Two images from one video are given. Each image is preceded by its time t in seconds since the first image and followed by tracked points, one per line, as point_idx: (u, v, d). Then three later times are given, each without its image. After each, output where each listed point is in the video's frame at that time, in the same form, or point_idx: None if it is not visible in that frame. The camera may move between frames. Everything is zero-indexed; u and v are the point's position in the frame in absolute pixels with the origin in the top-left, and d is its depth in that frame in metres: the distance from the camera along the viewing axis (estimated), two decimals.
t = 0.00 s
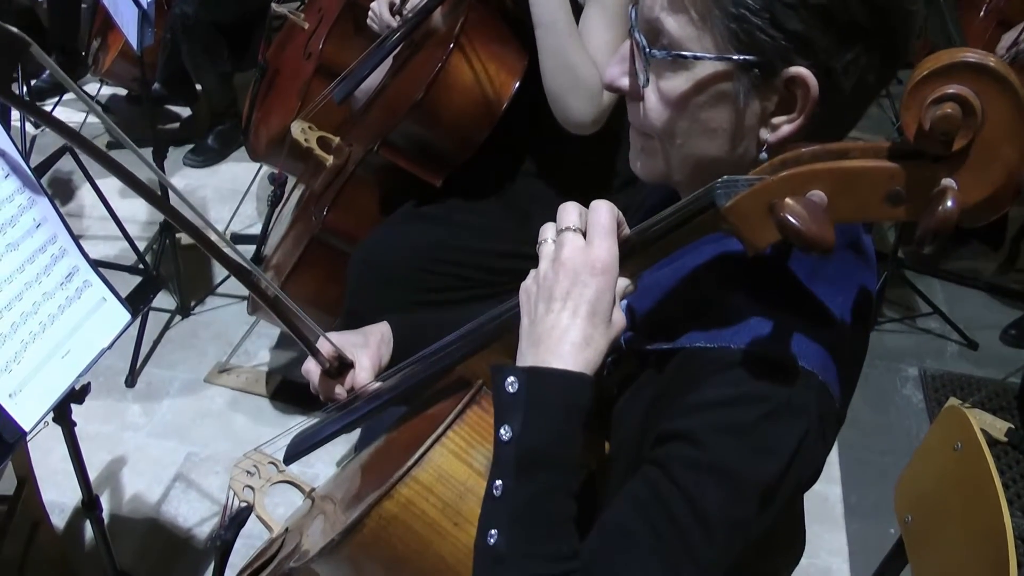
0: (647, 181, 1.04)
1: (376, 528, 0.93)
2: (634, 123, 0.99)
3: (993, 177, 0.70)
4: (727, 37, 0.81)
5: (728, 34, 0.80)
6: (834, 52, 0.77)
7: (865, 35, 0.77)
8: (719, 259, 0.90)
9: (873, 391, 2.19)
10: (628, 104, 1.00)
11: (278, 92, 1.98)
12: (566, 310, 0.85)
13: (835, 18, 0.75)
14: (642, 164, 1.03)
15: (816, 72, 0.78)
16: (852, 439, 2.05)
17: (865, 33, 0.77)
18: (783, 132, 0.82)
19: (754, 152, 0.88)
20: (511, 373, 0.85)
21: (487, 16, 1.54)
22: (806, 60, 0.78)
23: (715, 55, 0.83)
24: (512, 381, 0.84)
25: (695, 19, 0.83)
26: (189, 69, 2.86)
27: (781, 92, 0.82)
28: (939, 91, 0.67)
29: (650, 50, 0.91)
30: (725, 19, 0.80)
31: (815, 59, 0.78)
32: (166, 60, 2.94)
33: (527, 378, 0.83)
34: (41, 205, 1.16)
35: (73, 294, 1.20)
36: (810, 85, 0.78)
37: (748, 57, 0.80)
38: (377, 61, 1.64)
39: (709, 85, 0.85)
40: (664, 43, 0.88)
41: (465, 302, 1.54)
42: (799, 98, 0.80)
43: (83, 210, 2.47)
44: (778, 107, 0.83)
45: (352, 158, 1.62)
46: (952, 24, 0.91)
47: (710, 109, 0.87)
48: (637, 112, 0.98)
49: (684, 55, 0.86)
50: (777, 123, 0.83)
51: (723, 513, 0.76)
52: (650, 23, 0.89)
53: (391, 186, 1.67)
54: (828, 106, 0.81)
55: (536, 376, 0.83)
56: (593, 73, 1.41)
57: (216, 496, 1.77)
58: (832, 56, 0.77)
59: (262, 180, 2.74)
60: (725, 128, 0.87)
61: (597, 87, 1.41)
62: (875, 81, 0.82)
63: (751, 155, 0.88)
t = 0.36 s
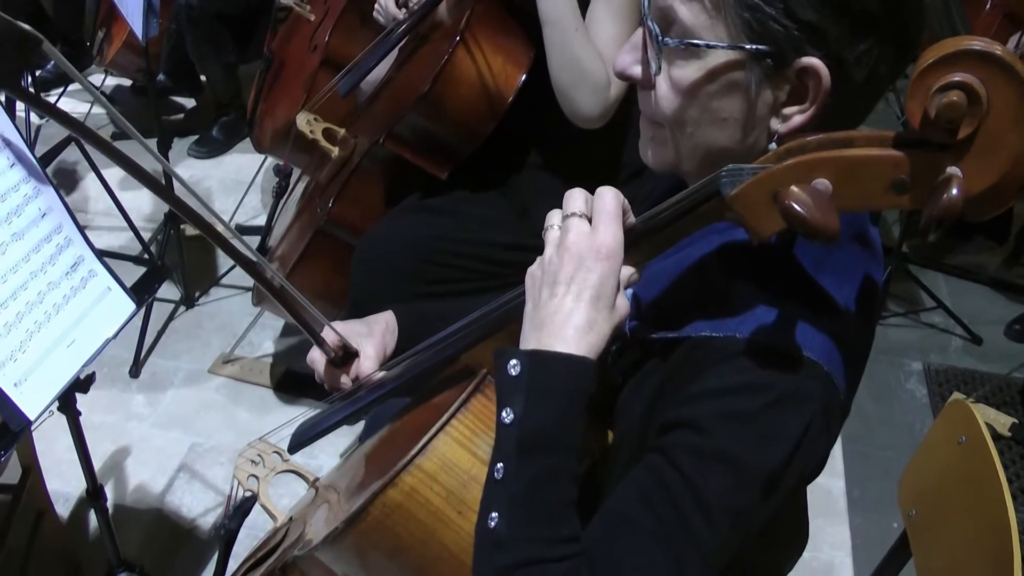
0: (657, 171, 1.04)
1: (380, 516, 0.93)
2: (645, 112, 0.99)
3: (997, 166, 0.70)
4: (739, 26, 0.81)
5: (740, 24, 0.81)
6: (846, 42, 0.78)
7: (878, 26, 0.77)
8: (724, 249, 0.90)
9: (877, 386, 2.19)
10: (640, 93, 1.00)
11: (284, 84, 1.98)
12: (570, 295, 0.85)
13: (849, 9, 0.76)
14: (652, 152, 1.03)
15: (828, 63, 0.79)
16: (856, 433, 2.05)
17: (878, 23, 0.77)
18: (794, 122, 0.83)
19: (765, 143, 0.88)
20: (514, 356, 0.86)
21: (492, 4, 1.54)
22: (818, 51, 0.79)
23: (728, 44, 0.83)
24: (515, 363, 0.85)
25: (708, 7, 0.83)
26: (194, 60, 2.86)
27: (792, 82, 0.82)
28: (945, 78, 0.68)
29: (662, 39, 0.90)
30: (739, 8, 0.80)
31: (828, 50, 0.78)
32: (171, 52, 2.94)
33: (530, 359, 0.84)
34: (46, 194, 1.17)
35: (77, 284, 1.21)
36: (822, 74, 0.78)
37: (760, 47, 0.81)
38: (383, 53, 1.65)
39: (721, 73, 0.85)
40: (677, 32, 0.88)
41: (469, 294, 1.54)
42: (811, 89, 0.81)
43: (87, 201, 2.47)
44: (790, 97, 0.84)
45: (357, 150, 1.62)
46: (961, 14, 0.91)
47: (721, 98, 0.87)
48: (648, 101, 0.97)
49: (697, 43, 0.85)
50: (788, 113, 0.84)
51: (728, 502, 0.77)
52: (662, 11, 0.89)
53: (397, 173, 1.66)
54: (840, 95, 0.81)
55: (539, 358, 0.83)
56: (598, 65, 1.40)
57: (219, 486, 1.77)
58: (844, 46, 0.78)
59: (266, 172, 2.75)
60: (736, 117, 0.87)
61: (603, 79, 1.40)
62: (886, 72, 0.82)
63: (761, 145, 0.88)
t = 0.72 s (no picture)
0: (664, 168, 1.03)
1: (388, 512, 0.93)
2: (651, 110, 0.98)
3: (1010, 162, 0.69)
4: (744, 22, 0.81)
5: (745, 19, 0.80)
6: (853, 38, 0.77)
7: (881, 20, 0.76)
8: (734, 246, 0.89)
9: (883, 381, 2.19)
10: (646, 91, 0.99)
11: (290, 77, 1.98)
12: (579, 292, 0.85)
13: (852, 4, 0.75)
14: (660, 150, 1.02)
15: (834, 58, 0.78)
16: (862, 429, 2.04)
17: (881, 17, 0.76)
18: (801, 118, 0.83)
19: (772, 139, 0.88)
20: (524, 355, 0.86)
21: None
22: (823, 46, 0.78)
23: (733, 41, 0.82)
24: (524, 361, 0.85)
25: (712, 3, 0.82)
26: (199, 53, 2.86)
27: (799, 78, 0.82)
28: (958, 75, 0.67)
29: (666, 37, 0.90)
30: (742, 5, 0.79)
31: (833, 45, 0.78)
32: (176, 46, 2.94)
33: (540, 358, 0.84)
34: (53, 188, 1.17)
35: (84, 277, 1.21)
36: (828, 69, 0.78)
37: (765, 43, 0.80)
38: (389, 48, 1.65)
39: (727, 70, 0.84)
40: (682, 29, 0.88)
41: (475, 288, 1.54)
42: (817, 84, 0.80)
43: (93, 194, 2.48)
44: (796, 93, 0.83)
45: (364, 144, 1.63)
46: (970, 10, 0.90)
47: (727, 94, 0.87)
48: (654, 99, 0.97)
49: (701, 41, 0.85)
50: (795, 109, 0.83)
51: (738, 500, 0.77)
52: (667, 9, 0.88)
53: (403, 169, 1.66)
54: (848, 90, 0.81)
55: (550, 356, 0.83)
56: (604, 60, 1.40)
57: (226, 480, 1.77)
58: (850, 41, 0.77)
59: (272, 165, 2.74)
60: (742, 113, 0.87)
61: (610, 74, 1.40)
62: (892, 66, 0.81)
63: (769, 141, 0.88)
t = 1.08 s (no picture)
0: (678, 162, 1.03)
1: (394, 508, 0.93)
2: (667, 103, 0.98)
3: (1020, 154, 0.69)
4: (765, 16, 0.81)
5: (766, 14, 0.80)
6: (873, 34, 0.78)
7: (902, 16, 0.76)
8: (743, 241, 0.89)
9: (889, 376, 2.19)
10: (661, 83, 0.99)
11: (296, 74, 1.98)
12: (585, 288, 0.85)
13: None
14: (673, 144, 1.02)
15: (854, 54, 0.79)
16: (868, 425, 2.04)
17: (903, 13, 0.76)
18: (817, 113, 0.83)
19: (787, 134, 0.89)
20: (530, 349, 0.86)
21: None
22: (844, 41, 0.79)
23: (753, 35, 0.82)
24: (531, 357, 0.85)
25: None
26: (205, 49, 2.86)
27: (818, 73, 0.82)
28: (965, 67, 0.67)
29: (686, 29, 0.90)
30: None
31: (854, 40, 0.79)
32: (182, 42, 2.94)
33: (546, 353, 0.84)
34: (59, 185, 1.18)
35: (90, 274, 1.21)
36: (847, 66, 0.79)
37: (786, 37, 0.80)
38: (394, 44, 1.65)
39: (746, 64, 0.85)
40: (702, 21, 0.87)
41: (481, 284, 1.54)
42: (836, 80, 0.81)
43: (99, 190, 2.48)
44: (814, 88, 0.84)
45: (371, 139, 1.61)
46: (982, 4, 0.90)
47: (745, 89, 0.87)
48: (671, 92, 0.96)
49: (721, 34, 0.85)
50: (813, 104, 0.84)
51: (750, 495, 0.77)
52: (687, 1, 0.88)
53: (409, 167, 1.66)
54: (866, 86, 0.81)
55: (554, 352, 0.83)
56: (610, 55, 1.39)
57: (231, 476, 1.78)
58: (870, 37, 0.78)
59: (278, 162, 2.74)
60: (760, 108, 0.87)
61: (615, 69, 1.40)
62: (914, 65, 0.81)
63: (784, 135, 0.89)
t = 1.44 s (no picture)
0: (682, 164, 1.03)
1: (403, 508, 0.93)
2: (669, 106, 0.99)
3: None
4: (765, 17, 0.81)
5: (766, 15, 0.80)
6: (875, 33, 0.78)
7: (904, 14, 0.78)
8: (750, 241, 0.89)
9: (896, 374, 2.18)
10: (664, 86, 1.00)
11: (302, 73, 1.97)
12: (592, 289, 0.85)
13: None
14: (676, 146, 1.02)
15: (855, 53, 0.79)
16: (876, 423, 2.04)
17: (904, 12, 0.77)
18: (821, 113, 0.83)
19: (792, 134, 0.88)
20: (539, 352, 0.86)
21: None
22: (845, 41, 0.78)
23: (753, 36, 0.83)
24: (540, 359, 0.85)
25: None
26: (211, 47, 2.85)
27: (820, 73, 0.82)
28: (975, 68, 0.66)
29: (686, 33, 0.90)
30: None
31: (854, 40, 0.78)
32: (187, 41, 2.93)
33: (554, 355, 0.84)
34: (66, 184, 1.17)
35: (97, 273, 1.21)
36: (849, 65, 0.78)
37: (785, 38, 0.80)
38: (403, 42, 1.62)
39: (747, 66, 0.85)
40: (701, 25, 0.88)
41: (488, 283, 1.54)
42: (838, 80, 0.80)
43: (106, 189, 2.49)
44: (817, 88, 0.83)
45: (377, 138, 1.62)
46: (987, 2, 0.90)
47: (747, 90, 0.87)
48: (674, 95, 0.96)
49: (721, 37, 0.85)
50: (815, 104, 0.84)
51: (757, 496, 0.77)
52: (687, 5, 0.89)
53: (415, 166, 1.65)
54: (867, 85, 0.81)
55: (562, 352, 0.83)
56: (618, 55, 1.39)
57: (239, 475, 1.78)
58: (871, 35, 0.78)
59: (284, 160, 2.74)
60: (762, 109, 0.87)
61: (624, 69, 1.40)
62: (914, 62, 0.82)
63: (789, 135, 0.88)
